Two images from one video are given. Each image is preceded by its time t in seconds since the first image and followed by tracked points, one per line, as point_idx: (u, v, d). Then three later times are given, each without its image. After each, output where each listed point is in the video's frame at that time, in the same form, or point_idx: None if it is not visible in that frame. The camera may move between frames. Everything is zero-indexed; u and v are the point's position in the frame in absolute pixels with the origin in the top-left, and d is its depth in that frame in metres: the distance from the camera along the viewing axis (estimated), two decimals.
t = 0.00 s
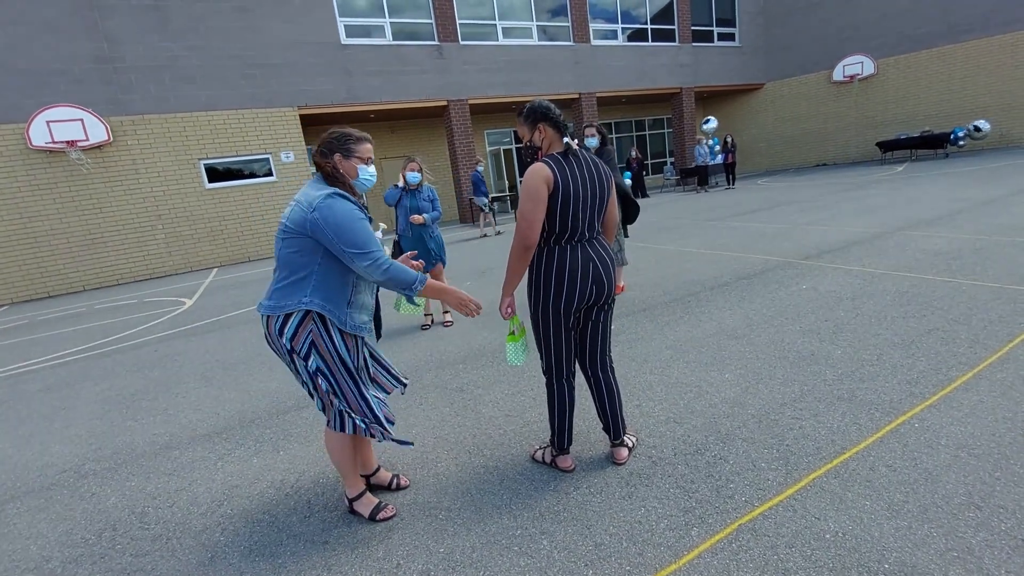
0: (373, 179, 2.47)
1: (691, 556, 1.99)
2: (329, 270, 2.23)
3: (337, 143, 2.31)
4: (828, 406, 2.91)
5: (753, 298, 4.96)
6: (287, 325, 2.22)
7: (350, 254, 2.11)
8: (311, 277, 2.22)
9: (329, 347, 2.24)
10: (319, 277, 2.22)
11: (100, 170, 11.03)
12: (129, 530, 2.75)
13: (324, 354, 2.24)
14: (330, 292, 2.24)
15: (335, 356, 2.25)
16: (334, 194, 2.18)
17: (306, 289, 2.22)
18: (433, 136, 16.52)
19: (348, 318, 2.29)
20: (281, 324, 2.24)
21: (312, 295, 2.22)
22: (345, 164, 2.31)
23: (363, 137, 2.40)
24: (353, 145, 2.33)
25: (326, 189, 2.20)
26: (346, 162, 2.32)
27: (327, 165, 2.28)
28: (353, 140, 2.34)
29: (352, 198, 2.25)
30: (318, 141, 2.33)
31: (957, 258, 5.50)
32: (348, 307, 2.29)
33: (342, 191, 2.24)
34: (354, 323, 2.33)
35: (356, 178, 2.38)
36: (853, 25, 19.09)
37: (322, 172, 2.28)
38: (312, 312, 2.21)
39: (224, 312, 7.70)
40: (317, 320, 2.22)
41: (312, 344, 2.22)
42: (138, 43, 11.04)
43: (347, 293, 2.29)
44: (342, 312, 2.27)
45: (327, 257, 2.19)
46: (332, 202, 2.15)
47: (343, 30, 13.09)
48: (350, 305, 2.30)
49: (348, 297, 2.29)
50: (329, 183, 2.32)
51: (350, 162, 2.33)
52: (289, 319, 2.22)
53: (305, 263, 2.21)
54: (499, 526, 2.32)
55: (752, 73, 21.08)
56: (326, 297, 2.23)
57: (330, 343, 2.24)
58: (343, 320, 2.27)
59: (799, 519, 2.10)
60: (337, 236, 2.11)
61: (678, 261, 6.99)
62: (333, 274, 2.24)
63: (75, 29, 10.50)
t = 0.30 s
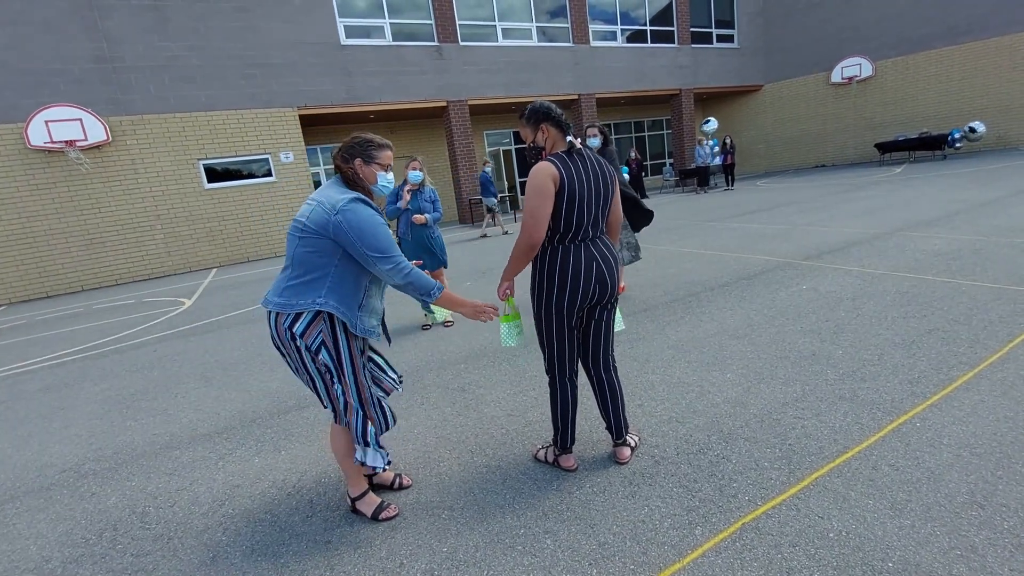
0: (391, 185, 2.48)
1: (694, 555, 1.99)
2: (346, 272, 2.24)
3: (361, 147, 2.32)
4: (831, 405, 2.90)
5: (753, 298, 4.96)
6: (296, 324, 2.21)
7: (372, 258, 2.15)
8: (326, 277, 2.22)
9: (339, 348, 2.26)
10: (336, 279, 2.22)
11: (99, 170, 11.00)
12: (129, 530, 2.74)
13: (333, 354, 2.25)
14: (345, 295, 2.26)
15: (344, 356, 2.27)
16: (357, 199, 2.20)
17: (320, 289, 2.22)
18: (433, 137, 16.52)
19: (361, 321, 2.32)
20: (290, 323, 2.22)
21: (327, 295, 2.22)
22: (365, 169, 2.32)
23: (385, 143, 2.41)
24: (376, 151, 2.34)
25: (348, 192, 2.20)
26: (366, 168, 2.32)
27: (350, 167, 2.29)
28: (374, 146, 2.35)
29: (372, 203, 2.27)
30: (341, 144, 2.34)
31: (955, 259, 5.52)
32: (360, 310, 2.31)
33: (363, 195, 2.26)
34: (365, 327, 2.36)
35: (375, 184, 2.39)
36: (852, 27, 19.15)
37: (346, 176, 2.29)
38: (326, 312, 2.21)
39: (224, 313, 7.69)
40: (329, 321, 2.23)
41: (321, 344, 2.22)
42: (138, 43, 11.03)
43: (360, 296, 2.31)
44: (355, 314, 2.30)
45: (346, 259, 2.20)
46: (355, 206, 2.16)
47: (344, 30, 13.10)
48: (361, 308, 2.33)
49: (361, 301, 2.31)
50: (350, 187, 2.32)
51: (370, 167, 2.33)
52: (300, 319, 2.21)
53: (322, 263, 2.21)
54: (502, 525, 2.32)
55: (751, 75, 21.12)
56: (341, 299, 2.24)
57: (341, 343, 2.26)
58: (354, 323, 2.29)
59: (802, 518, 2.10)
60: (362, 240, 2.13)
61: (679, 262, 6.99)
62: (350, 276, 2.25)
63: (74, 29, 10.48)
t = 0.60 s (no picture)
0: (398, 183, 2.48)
1: (699, 556, 2.00)
2: (356, 271, 2.25)
3: (368, 146, 2.32)
4: (834, 407, 2.91)
5: (755, 300, 4.97)
6: (308, 324, 2.22)
7: (382, 256, 2.16)
8: (336, 277, 2.23)
9: (350, 347, 2.27)
10: (346, 278, 2.24)
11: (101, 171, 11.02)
12: (133, 529, 2.74)
13: (345, 352, 2.26)
14: (355, 294, 2.27)
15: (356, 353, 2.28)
16: (365, 198, 2.21)
17: (330, 288, 2.23)
18: (434, 139, 16.54)
19: (371, 319, 2.33)
20: (301, 323, 2.23)
21: (338, 294, 2.23)
22: (373, 168, 2.33)
23: (391, 142, 2.41)
24: (383, 150, 2.34)
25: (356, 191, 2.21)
26: (374, 167, 2.33)
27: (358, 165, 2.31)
28: (381, 145, 2.35)
29: (380, 202, 2.27)
30: (348, 143, 2.34)
31: (956, 262, 5.54)
32: (370, 308, 2.33)
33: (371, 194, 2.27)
34: (375, 325, 2.38)
35: (383, 182, 2.39)
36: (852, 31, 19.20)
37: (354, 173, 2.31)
38: (337, 311, 2.23)
39: (225, 313, 7.69)
40: (340, 320, 2.25)
41: (333, 342, 2.23)
42: (141, 44, 11.06)
43: (370, 294, 2.32)
44: (365, 312, 2.31)
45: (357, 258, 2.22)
46: (363, 205, 2.17)
47: (346, 32, 13.14)
48: (371, 307, 2.34)
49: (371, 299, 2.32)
50: (358, 186, 2.33)
51: (378, 166, 2.34)
52: (311, 319, 2.22)
53: (331, 262, 2.22)
54: (507, 525, 2.32)
55: (752, 78, 21.17)
56: (351, 298, 2.26)
57: (352, 341, 2.27)
58: (365, 321, 2.31)
59: (807, 519, 2.11)
60: (371, 239, 2.14)
61: (680, 264, 7.00)
62: (360, 275, 2.26)
63: (77, 29, 10.51)
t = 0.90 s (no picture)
0: (398, 181, 2.49)
1: (705, 557, 2.00)
2: (360, 270, 2.26)
3: (369, 144, 2.33)
4: (839, 410, 2.91)
5: (758, 303, 4.97)
6: (317, 325, 2.22)
7: (384, 256, 2.17)
8: (341, 277, 2.24)
9: (359, 346, 2.29)
10: (351, 278, 2.24)
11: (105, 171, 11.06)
12: (138, 528, 2.75)
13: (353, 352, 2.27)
14: (361, 293, 2.28)
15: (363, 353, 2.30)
16: (367, 198, 2.22)
17: (336, 289, 2.23)
18: (437, 141, 16.58)
19: (378, 317, 2.35)
20: (309, 324, 2.23)
21: (345, 295, 2.24)
22: (375, 166, 2.34)
23: (392, 139, 2.42)
24: (384, 147, 2.35)
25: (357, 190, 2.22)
26: (376, 164, 2.34)
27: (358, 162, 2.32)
28: (383, 142, 2.36)
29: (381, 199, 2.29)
30: (349, 141, 2.35)
31: (959, 265, 5.53)
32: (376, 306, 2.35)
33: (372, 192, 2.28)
34: (381, 322, 2.39)
35: (384, 179, 2.40)
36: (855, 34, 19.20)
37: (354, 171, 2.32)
38: (345, 311, 2.24)
39: (229, 314, 7.71)
40: (348, 320, 2.26)
41: (342, 342, 2.24)
42: (146, 46, 11.11)
43: (375, 293, 2.34)
44: (371, 311, 2.33)
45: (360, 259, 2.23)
46: (365, 205, 2.18)
47: (350, 34, 13.17)
48: (377, 305, 2.36)
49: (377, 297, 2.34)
50: (360, 185, 2.35)
51: (379, 163, 2.35)
52: (319, 320, 2.22)
53: (336, 263, 2.22)
54: (512, 526, 2.33)
55: (755, 81, 21.17)
56: (358, 297, 2.27)
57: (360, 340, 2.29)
58: (372, 320, 2.33)
59: (812, 521, 2.11)
60: (373, 240, 2.16)
61: (683, 266, 7.00)
62: (365, 274, 2.27)
63: (83, 31, 10.57)
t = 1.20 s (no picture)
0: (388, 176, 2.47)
1: (708, 560, 1.97)
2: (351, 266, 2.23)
3: (356, 138, 2.31)
4: (843, 411, 2.88)
5: (760, 303, 4.94)
6: (316, 324, 2.21)
7: (367, 251, 2.14)
8: (333, 274, 2.21)
9: (361, 343, 2.26)
10: (343, 274, 2.22)
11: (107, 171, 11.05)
12: (138, 528, 2.73)
13: (356, 347, 2.25)
14: (356, 288, 2.25)
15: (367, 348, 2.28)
16: (353, 192, 2.20)
17: (330, 286, 2.21)
18: (438, 140, 16.56)
19: (375, 312, 2.32)
20: (308, 322, 2.21)
21: (339, 291, 2.21)
22: (364, 160, 2.32)
23: (382, 134, 2.40)
24: (373, 141, 2.33)
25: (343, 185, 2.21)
26: (365, 157, 2.32)
27: (346, 157, 2.30)
28: (372, 137, 2.34)
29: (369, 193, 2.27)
30: (338, 135, 2.33)
31: (964, 265, 5.47)
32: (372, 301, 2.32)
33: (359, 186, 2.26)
34: (380, 317, 2.36)
35: (374, 174, 2.38)
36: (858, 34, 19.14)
37: (343, 165, 2.30)
38: (341, 308, 2.21)
39: (230, 313, 7.69)
40: (348, 316, 2.24)
41: (343, 340, 2.22)
42: (148, 45, 11.10)
43: (369, 289, 2.31)
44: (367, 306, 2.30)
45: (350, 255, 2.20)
46: (349, 199, 2.16)
47: (351, 34, 13.16)
48: (374, 300, 2.34)
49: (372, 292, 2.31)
50: (348, 179, 2.33)
51: (369, 157, 2.33)
52: (318, 318, 2.20)
53: (327, 260, 2.20)
54: (512, 527, 2.30)
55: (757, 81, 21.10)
56: (352, 293, 2.24)
57: (361, 336, 2.26)
58: (370, 315, 2.30)
59: (817, 525, 2.08)
60: (357, 234, 2.13)
61: (684, 266, 6.97)
62: (356, 270, 2.25)
63: (85, 31, 10.56)
